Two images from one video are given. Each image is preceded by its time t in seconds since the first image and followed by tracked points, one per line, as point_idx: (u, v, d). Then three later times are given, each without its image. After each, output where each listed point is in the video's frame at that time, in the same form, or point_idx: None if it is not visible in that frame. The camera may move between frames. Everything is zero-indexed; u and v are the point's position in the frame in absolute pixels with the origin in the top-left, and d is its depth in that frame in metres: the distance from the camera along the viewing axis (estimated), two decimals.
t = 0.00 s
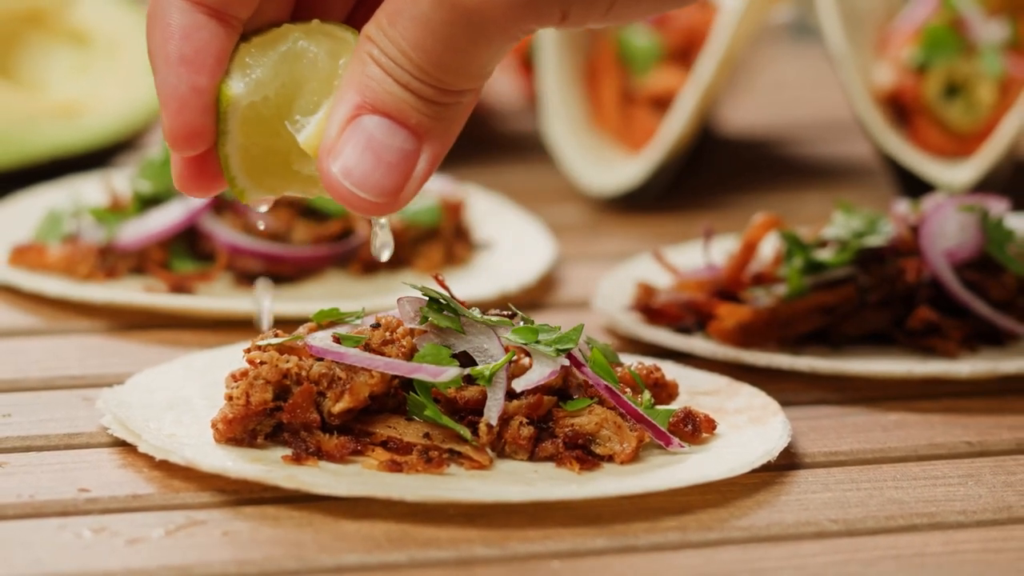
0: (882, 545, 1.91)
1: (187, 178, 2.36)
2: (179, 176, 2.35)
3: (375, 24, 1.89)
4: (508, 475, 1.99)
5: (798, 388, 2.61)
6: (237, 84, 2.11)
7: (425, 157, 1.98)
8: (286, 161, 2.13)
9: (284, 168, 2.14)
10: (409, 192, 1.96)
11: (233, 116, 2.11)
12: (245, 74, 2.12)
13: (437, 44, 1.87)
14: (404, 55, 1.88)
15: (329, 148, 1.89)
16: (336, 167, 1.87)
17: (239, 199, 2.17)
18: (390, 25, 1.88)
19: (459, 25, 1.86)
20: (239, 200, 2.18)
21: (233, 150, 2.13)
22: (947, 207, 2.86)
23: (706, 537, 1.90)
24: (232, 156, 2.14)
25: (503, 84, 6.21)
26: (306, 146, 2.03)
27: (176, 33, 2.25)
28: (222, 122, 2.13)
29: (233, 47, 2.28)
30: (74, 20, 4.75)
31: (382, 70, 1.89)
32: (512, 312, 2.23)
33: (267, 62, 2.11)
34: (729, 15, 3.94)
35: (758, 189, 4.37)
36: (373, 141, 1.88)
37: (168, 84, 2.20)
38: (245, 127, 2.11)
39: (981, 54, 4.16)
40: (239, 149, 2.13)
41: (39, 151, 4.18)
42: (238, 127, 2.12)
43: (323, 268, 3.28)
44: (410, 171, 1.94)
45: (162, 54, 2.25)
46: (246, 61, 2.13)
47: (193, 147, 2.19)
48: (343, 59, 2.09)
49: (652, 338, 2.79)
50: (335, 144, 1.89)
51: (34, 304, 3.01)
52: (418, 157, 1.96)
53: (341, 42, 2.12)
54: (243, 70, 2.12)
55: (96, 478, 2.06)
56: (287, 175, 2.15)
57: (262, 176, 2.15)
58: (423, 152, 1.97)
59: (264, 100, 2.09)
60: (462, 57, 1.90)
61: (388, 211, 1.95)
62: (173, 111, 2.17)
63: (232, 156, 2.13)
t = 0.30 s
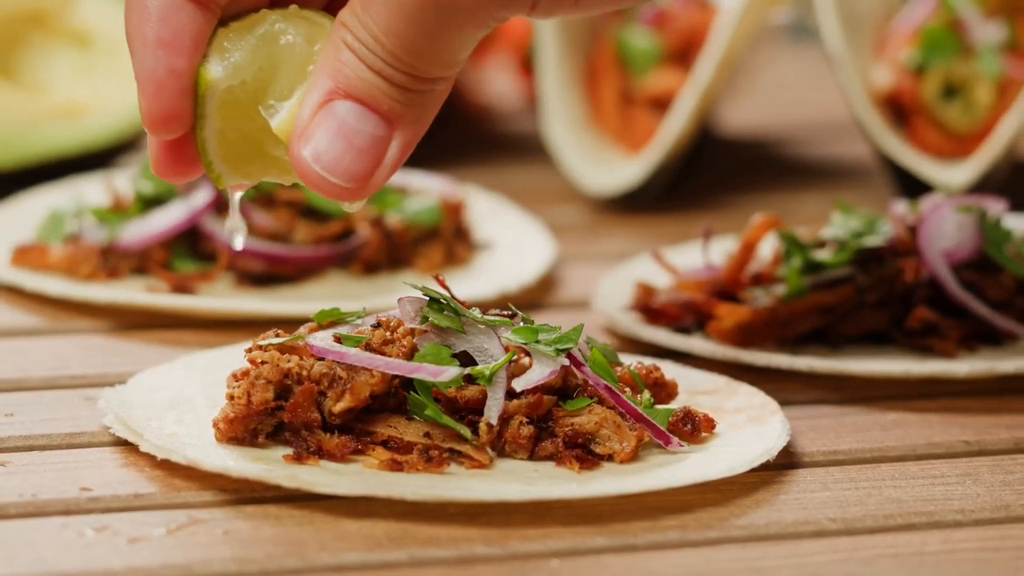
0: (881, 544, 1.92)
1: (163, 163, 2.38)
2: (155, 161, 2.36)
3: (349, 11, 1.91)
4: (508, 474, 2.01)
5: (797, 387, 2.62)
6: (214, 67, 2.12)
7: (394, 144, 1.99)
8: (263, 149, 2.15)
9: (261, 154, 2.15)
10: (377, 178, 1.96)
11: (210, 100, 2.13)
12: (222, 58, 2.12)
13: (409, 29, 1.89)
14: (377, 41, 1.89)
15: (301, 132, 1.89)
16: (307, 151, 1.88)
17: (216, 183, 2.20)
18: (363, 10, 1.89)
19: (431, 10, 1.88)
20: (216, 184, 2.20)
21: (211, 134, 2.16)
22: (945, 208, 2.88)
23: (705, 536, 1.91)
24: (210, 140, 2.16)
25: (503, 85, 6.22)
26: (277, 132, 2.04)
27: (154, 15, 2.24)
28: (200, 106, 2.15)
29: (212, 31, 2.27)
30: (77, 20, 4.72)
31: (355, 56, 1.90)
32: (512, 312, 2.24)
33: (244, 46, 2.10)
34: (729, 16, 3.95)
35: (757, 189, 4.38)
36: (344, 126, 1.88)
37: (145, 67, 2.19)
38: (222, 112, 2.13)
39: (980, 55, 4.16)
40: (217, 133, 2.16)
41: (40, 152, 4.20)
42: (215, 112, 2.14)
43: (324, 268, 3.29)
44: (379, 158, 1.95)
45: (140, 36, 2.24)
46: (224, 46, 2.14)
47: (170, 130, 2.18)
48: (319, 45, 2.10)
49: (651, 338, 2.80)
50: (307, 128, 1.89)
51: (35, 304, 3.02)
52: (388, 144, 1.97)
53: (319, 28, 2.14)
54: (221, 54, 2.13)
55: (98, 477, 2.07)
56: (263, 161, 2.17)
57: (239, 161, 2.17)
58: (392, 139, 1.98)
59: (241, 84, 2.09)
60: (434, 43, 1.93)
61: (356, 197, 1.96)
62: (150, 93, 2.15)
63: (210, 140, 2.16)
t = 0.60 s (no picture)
0: (878, 542, 1.93)
1: (155, 162, 2.39)
2: (146, 160, 2.37)
3: (337, 11, 1.92)
4: (508, 473, 2.02)
5: (795, 387, 2.63)
6: (208, 65, 2.11)
7: (383, 143, 1.99)
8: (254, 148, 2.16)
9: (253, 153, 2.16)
10: (365, 176, 1.97)
11: (203, 97, 2.11)
12: (215, 56, 2.12)
13: (395, 31, 1.89)
14: (363, 42, 1.89)
15: (288, 131, 1.91)
16: (293, 150, 1.90)
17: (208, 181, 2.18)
18: (351, 11, 1.90)
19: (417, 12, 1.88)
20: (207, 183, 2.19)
21: (203, 132, 2.14)
22: (943, 208, 2.90)
23: (704, 535, 1.93)
24: (202, 138, 2.15)
25: (502, 85, 6.23)
26: (265, 131, 2.03)
27: (145, 13, 2.26)
28: (194, 104, 2.13)
29: (203, 30, 2.30)
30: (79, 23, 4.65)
31: (342, 56, 1.91)
32: (512, 312, 2.25)
33: (238, 44, 2.11)
34: (729, 16, 3.96)
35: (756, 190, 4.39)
36: (330, 126, 1.90)
37: (138, 65, 2.22)
38: (215, 109, 2.12)
39: (977, 57, 4.18)
40: (210, 131, 2.14)
41: (40, 153, 4.23)
42: (208, 109, 2.12)
43: (324, 268, 3.30)
44: (366, 157, 1.96)
45: (131, 34, 2.26)
46: (217, 44, 2.13)
47: (164, 129, 2.23)
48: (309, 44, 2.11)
49: (650, 338, 2.81)
50: (294, 128, 1.91)
51: (38, 304, 3.03)
52: (376, 142, 1.98)
53: (310, 27, 2.15)
54: (214, 52, 2.12)
55: (100, 476, 2.08)
56: (256, 160, 2.17)
57: (232, 160, 2.17)
58: (381, 138, 1.98)
59: (235, 82, 2.10)
60: (421, 44, 1.92)
61: (344, 195, 1.97)
62: (143, 93, 2.20)
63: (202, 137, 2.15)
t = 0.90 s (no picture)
0: (876, 541, 1.94)
1: (166, 170, 2.38)
2: (157, 170, 2.37)
3: (343, 21, 1.91)
4: (507, 472, 2.03)
5: (794, 386, 2.65)
6: (219, 73, 2.13)
7: (391, 153, 1.98)
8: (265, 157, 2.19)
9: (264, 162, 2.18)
10: (374, 186, 1.97)
11: (215, 105, 2.14)
12: (226, 64, 2.14)
13: (402, 41, 1.87)
14: (369, 52, 1.88)
15: (296, 141, 1.92)
16: (302, 160, 1.90)
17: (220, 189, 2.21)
18: (357, 21, 1.89)
19: (423, 22, 1.86)
20: (219, 191, 2.22)
21: (215, 139, 2.17)
22: (940, 209, 2.91)
23: (703, 534, 1.94)
24: (214, 145, 2.17)
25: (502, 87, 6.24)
26: (272, 142, 2.04)
27: (156, 23, 2.27)
28: (205, 111, 2.16)
29: (213, 37, 2.31)
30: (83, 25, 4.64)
31: (348, 66, 1.90)
32: (512, 312, 2.26)
33: (247, 53, 2.12)
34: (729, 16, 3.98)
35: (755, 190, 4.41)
36: (337, 136, 1.89)
37: (150, 74, 2.21)
38: (226, 117, 2.14)
39: (975, 58, 4.17)
40: (221, 139, 2.17)
41: (42, 153, 4.25)
42: (219, 116, 2.15)
43: (325, 268, 3.32)
44: (374, 167, 1.95)
45: (143, 44, 2.26)
46: (228, 52, 2.15)
47: (176, 138, 2.21)
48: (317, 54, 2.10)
49: (649, 338, 2.82)
50: (301, 138, 1.91)
51: (40, 304, 3.05)
52: (384, 152, 1.97)
53: (318, 37, 2.13)
54: (225, 60, 2.14)
55: (102, 476, 2.09)
56: (267, 170, 2.19)
57: (243, 168, 2.19)
58: (388, 147, 1.97)
59: (244, 90, 2.11)
60: (428, 55, 1.90)
61: (353, 205, 1.97)
62: (155, 101, 2.18)
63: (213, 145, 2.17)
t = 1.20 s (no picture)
0: (875, 540, 1.96)
1: (200, 180, 2.38)
2: (190, 178, 2.37)
3: (372, 30, 1.92)
4: (507, 472, 2.04)
5: (793, 386, 2.66)
6: (252, 80, 2.14)
7: (420, 160, 1.98)
8: (298, 165, 2.19)
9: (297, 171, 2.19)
10: (403, 194, 1.97)
11: (248, 112, 2.15)
12: (259, 71, 2.15)
13: (429, 48, 1.87)
14: (397, 60, 1.89)
15: (325, 150, 1.92)
16: (331, 168, 1.90)
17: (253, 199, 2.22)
18: (385, 29, 1.89)
19: (450, 29, 1.85)
20: (253, 201, 2.22)
21: (248, 147, 2.18)
22: (938, 210, 2.92)
23: (702, 532, 1.95)
24: (247, 153, 2.18)
25: (503, 88, 6.26)
26: (302, 150, 2.05)
27: (188, 32, 2.29)
28: (239, 119, 2.16)
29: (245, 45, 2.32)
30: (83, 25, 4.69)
31: (377, 75, 1.91)
32: (512, 312, 2.27)
33: (280, 60, 2.13)
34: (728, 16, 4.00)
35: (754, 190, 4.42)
36: (366, 143, 1.89)
37: (185, 81, 2.21)
38: (259, 125, 2.15)
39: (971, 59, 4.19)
40: (255, 147, 2.18)
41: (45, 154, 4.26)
42: (253, 124, 2.15)
43: (325, 268, 3.33)
44: (403, 174, 1.95)
45: (175, 53, 2.28)
46: (261, 59, 2.17)
47: (211, 148, 2.18)
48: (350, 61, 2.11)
49: (650, 338, 2.83)
50: (330, 146, 1.91)
51: (43, 304, 3.06)
52: (413, 160, 1.97)
53: (350, 45, 2.15)
54: (258, 67, 2.15)
55: (104, 475, 2.11)
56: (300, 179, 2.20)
57: (277, 177, 2.20)
58: (418, 155, 1.97)
59: (277, 97, 2.11)
60: (456, 62, 1.90)
61: (383, 213, 1.97)
62: (190, 111, 2.16)
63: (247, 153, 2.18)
